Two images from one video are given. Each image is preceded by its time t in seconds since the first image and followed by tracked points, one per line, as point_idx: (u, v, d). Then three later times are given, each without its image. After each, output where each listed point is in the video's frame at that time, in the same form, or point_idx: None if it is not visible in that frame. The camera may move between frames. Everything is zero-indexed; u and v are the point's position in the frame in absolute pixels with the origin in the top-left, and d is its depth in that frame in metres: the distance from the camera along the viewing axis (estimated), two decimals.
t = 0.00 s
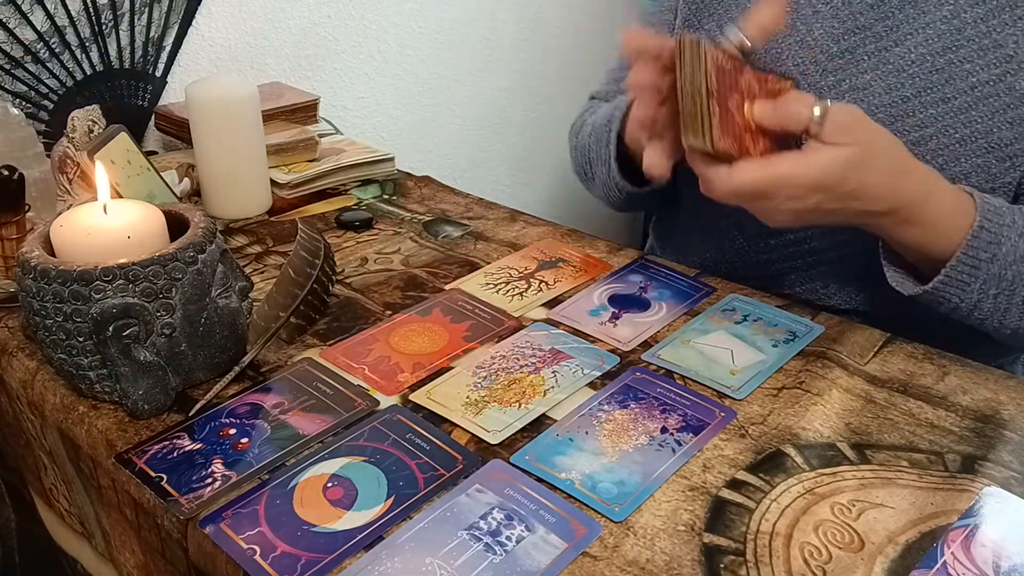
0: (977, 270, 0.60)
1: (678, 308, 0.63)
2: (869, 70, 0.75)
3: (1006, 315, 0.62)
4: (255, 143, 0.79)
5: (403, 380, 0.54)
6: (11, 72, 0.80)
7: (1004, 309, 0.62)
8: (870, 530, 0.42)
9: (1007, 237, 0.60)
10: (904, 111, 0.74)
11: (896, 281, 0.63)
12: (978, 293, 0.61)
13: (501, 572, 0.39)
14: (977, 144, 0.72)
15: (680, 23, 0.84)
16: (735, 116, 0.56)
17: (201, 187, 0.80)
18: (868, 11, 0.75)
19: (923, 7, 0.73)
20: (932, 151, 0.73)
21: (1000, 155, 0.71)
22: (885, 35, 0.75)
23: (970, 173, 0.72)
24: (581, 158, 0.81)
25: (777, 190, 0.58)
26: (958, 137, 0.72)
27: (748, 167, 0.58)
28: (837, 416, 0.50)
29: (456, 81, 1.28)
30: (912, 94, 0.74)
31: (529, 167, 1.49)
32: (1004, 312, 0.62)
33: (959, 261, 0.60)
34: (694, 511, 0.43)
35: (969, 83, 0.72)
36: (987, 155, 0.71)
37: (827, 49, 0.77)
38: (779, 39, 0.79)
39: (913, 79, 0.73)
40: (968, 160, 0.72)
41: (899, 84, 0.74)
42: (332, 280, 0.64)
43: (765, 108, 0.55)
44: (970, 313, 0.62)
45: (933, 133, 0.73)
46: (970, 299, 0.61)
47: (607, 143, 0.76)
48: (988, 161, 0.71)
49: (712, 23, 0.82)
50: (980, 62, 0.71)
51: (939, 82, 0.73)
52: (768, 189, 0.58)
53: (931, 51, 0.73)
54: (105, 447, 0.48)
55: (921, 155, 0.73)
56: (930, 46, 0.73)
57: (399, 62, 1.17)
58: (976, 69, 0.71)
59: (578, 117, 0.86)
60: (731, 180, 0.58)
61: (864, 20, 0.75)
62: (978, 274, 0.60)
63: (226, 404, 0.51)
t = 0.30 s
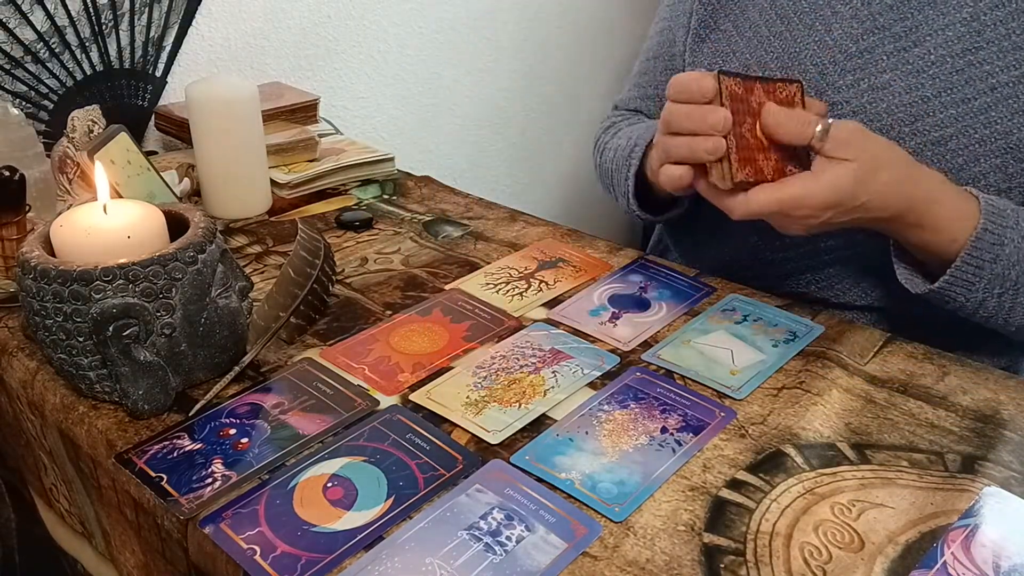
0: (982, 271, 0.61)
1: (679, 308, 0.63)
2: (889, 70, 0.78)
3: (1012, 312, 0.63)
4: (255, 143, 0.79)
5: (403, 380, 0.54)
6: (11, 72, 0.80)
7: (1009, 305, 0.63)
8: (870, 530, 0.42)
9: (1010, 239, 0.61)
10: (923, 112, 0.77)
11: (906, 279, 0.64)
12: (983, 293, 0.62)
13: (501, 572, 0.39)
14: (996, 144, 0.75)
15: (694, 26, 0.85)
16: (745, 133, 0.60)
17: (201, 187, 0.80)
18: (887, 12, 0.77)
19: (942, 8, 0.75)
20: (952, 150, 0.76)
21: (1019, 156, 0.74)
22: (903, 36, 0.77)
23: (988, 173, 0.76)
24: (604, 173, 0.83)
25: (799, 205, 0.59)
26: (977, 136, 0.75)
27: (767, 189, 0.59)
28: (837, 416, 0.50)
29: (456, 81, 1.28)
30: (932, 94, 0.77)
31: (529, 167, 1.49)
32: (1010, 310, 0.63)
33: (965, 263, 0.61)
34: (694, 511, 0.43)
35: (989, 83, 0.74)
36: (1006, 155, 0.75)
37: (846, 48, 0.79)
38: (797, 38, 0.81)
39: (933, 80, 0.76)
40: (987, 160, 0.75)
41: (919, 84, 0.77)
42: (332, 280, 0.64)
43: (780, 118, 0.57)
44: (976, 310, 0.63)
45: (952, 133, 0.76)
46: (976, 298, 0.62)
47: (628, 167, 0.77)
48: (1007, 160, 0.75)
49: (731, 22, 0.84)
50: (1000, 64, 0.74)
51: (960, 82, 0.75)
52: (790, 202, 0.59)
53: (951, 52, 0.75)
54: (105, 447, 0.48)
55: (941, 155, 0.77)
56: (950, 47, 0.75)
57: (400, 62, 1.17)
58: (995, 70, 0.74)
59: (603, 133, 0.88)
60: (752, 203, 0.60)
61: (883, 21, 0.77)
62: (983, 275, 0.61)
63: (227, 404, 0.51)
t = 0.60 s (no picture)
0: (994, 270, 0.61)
1: (679, 308, 0.63)
2: (888, 68, 0.79)
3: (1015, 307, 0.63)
4: (255, 143, 0.79)
5: (403, 379, 0.54)
6: (11, 72, 0.80)
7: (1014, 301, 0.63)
8: (870, 530, 0.42)
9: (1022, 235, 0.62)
10: (922, 109, 0.78)
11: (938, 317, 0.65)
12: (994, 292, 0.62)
13: (501, 572, 0.39)
14: (993, 141, 0.77)
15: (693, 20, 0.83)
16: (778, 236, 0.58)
17: (201, 187, 0.80)
18: (885, 11, 0.79)
19: (940, 8, 0.78)
20: (951, 147, 0.78)
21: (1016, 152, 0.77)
22: (902, 35, 0.79)
23: (986, 169, 0.78)
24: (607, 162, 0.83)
25: (888, 287, 0.58)
26: (974, 132, 0.78)
27: (852, 274, 0.57)
28: (837, 416, 0.51)
29: (456, 81, 1.28)
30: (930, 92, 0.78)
31: (529, 167, 1.49)
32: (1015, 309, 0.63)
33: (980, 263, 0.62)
34: (694, 511, 0.43)
35: (986, 81, 0.77)
36: (1004, 151, 0.77)
37: (844, 47, 0.80)
38: (796, 36, 0.81)
39: (930, 78, 0.78)
40: (984, 156, 0.78)
41: (917, 82, 0.79)
42: (332, 280, 0.65)
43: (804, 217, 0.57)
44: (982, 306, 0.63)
45: (950, 130, 0.78)
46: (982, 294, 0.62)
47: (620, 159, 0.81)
48: (1004, 157, 0.77)
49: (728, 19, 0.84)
50: (997, 61, 0.77)
51: (957, 80, 0.78)
52: (882, 285, 0.57)
53: (949, 50, 0.78)
54: (105, 447, 0.48)
55: (940, 151, 0.78)
56: (948, 46, 0.78)
57: (400, 62, 1.17)
58: (990, 68, 0.77)
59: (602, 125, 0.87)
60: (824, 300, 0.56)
61: (882, 19, 0.79)
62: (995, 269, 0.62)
63: (227, 404, 0.51)
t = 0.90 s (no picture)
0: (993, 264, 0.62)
1: (679, 308, 0.63)
2: (887, 67, 0.80)
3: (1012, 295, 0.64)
4: (255, 143, 0.79)
5: (403, 380, 0.54)
6: (11, 72, 0.80)
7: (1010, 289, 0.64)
8: (870, 530, 0.42)
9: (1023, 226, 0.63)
10: (922, 108, 0.79)
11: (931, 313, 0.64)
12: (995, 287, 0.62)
13: (501, 572, 0.39)
14: (994, 140, 0.77)
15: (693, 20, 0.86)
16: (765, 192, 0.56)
17: (201, 187, 0.80)
18: (884, 11, 0.80)
19: (938, 7, 0.79)
20: (951, 147, 0.78)
21: (1017, 151, 0.76)
22: (901, 34, 0.80)
23: (986, 169, 0.77)
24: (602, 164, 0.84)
25: (880, 272, 0.55)
26: (974, 132, 0.77)
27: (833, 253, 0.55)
28: (837, 416, 0.51)
29: (456, 81, 1.28)
30: (929, 91, 0.79)
31: (529, 167, 1.49)
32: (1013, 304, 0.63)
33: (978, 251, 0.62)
34: (694, 511, 0.43)
35: (985, 79, 0.77)
36: (1005, 150, 0.77)
37: (842, 47, 0.81)
38: (795, 36, 0.82)
39: (930, 77, 0.79)
40: (985, 155, 0.77)
41: (916, 82, 0.79)
42: (332, 280, 0.65)
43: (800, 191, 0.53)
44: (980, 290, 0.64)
45: (950, 130, 0.78)
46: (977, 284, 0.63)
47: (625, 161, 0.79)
48: (1005, 156, 0.77)
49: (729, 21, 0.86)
50: (997, 60, 0.77)
51: (956, 79, 0.78)
52: (861, 268, 0.55)
53: (948, 49, 0.78)
54: (105, 447, 0.48)
55: (940, 150, 0.78)
56: (947, 45, 0.78)
57: (399, 63, 1.17)
58: (989, 66, 0.78)
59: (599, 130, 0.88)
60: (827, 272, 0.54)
61: (881, 19, 0.80)
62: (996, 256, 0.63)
63: (226, 404, 0.51)
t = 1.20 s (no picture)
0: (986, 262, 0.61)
1: (679, 308, 0.63)
2: (887, 66, 0.80)
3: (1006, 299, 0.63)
4: (255, 142, 0.79)
5: (403, 380, 0.54)
6: (11, 72, 0.80)
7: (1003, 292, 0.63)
8: (870, 530, 0.42)
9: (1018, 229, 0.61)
10: (921, 107, 0.79)
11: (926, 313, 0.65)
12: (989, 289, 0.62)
13: (501, 572, 0.39)
14: (994, 138, 0.77)
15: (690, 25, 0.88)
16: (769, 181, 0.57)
17: (201, 186, 0.80)
18: (884, 9, 0.80)
19: (938, 5, 0.79)
20: (950, 145, 0.78)
21: (1017, 150, 0.77)
22: (900, 32, 0.80)
23: (986, 167, 0.77)
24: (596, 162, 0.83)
25: (856, 254, 0.56)
26: (975, 130, 0.78)
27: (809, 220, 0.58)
28: (837, 416, 0.51)
29: (456, 81, 1.28)
30: (928, 89, 0.79)
31: (529, 167, 1.49)
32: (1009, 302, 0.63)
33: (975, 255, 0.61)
34: (694, 511, 0.43)
35: (985, 77, 0.78)
36: (1005, 148, 0.77)
37: (842, 45, 0.81)
38: (795, 35, 0.81)
39: (930, 75, 0.79)
40: (984, 154, 0.77)
41: (916, 80, 0.79)
42: (332, 280, 0.65)
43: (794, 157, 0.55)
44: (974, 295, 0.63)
45: (949, 128, 0.78)
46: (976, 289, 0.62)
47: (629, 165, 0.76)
48: (1005, 154, 0.77)
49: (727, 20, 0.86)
50: (997, 58, 0.78)
51: (956, 77, 0.79)
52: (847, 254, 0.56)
53: (948, 48, 0.79)
54: (105, 447, 0.48)
55: (940, 149, 0.79)
56: (947, 43, 0.79)
57: (399, 63, 1.17)
58: (989, 64, 0.78)
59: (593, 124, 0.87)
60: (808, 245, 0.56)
61: (881, 18, 0.80)
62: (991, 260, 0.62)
63: (226, 404, 0.51)
